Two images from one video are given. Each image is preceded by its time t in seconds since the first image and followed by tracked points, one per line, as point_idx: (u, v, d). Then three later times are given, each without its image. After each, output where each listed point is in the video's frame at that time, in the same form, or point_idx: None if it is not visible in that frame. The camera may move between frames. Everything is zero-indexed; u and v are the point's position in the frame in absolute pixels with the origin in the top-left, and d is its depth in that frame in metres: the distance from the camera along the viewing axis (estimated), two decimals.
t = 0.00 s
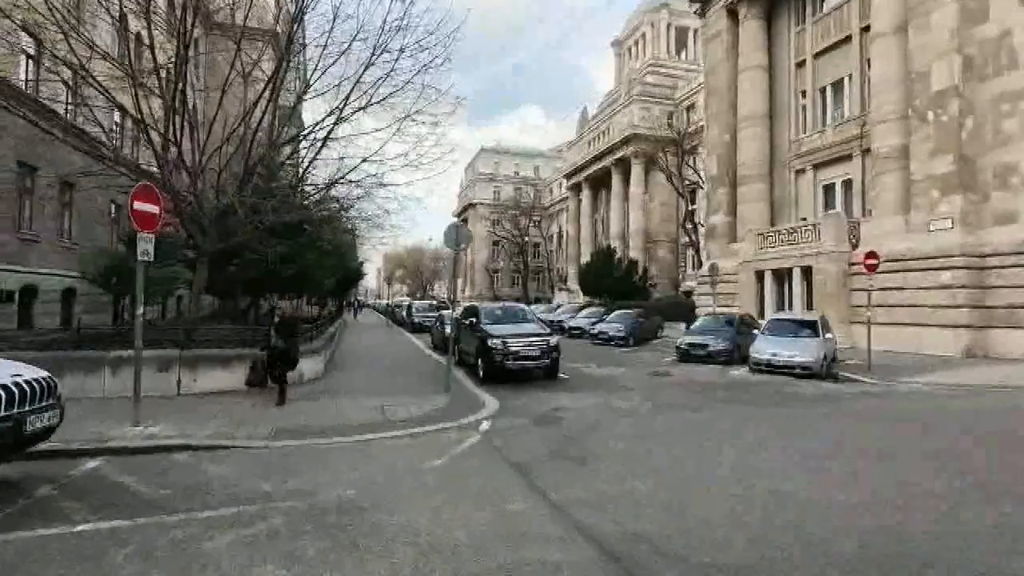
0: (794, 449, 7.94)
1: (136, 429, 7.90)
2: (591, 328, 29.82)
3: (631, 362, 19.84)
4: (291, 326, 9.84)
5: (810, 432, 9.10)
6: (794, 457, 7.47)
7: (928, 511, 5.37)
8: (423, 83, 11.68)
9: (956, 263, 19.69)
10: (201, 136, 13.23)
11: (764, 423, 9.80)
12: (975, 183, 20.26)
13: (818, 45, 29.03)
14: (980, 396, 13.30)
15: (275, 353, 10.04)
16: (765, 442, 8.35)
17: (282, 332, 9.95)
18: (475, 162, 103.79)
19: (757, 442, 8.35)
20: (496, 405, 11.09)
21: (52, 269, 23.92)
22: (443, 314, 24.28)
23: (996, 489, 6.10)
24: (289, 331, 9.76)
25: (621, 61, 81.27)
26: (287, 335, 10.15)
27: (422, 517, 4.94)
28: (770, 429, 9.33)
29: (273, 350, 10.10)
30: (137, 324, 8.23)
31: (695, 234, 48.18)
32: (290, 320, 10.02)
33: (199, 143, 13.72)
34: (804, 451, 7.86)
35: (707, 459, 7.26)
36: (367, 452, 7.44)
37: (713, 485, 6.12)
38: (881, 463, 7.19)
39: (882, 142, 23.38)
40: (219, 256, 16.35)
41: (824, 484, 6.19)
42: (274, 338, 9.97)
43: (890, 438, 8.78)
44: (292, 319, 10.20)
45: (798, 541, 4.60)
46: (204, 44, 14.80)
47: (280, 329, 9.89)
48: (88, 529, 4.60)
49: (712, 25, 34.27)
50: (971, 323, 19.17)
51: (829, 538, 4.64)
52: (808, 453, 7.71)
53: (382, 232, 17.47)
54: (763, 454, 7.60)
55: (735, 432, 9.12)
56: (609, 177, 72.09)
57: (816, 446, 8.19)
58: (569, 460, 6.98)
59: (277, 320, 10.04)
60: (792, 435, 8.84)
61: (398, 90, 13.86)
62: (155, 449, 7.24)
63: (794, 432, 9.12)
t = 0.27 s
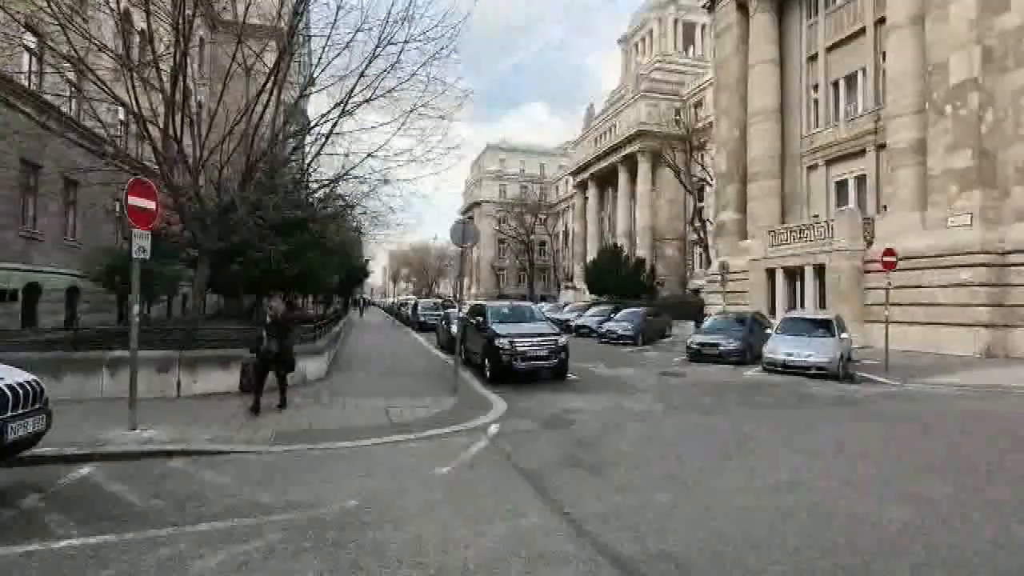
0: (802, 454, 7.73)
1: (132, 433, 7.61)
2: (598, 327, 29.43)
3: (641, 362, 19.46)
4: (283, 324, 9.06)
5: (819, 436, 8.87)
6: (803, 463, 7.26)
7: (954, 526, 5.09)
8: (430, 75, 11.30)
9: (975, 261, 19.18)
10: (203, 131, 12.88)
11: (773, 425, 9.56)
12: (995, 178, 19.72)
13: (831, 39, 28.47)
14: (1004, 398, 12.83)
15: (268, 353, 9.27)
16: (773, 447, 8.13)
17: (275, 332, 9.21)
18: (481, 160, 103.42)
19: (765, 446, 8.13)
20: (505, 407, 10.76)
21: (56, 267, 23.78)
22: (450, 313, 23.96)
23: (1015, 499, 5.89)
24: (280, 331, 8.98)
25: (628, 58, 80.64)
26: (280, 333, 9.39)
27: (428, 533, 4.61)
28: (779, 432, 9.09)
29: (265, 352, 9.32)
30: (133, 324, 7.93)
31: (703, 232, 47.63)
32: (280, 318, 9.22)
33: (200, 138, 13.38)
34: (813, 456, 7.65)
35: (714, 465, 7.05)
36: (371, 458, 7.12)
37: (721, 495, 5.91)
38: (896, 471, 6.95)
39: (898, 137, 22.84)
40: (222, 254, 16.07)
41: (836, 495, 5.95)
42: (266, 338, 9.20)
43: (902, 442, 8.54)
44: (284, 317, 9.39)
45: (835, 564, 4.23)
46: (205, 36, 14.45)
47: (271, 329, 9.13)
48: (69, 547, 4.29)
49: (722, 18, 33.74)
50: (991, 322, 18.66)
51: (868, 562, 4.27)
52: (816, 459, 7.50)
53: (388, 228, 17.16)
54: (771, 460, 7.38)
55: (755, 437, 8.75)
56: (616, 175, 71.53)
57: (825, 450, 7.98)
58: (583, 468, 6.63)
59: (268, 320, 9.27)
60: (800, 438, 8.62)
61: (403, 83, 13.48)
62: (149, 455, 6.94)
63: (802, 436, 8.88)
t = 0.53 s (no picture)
0: (830, 466, 7.19)
1: (118, 443, 7.10)
2: (609, 325, 28.76)
3: (655, 363, 18.79)
4: (267, 326, 7.99)
5: (847, 446, 8.31)
6: (832, 476, 6.74)
7: None
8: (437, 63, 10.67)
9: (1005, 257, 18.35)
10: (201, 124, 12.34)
11: (797, 434, 8.99)
12: None
13: (850, 28, 27.58)
14: None
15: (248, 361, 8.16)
16: (800, 457, 7.58)
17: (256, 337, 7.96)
18: (489, 157, 102.80)
19: (791, 457, 7.58)
20: (516, 412, 10.17)
21: (59, 265, 23.47)
22: (457, 312, 23.38)
23: None
24: (265, 334, 7.92)
25: (637, 53, 79.64)
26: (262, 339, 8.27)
27: (433, 568, 4.03)
28: (805, 441, 8.53)
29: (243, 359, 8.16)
30: (118, 325, 7.40)
31: (715, 228, 46.76)
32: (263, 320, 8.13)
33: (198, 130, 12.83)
34: (843, 468, 7.11)
35: (738, 479, 6.53)
36: (373, 471, 6.57)
37: (749, 513, 5.39)
38: (938, 486, 6.38)
39: (922, 129, 21.98)
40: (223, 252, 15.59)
41: (875, 514, 5.43)
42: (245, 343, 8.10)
43: (939, 453, 7.96)
44: (265, 320, 8.29)
45: None
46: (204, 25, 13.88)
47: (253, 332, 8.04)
48: None
49: (736, 9, 32.89)
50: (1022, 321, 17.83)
51: None
52: (847, 471, 6.96)
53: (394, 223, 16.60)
54: (799, 472, 6.84)
55: (786, 447, 8.11)
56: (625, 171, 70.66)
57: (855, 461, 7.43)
58: (604, 484, 6.03)
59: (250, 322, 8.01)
60: (828, 448, 8.07)
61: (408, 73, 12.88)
62: (133, 468, 6.42)
63: (830, 445, 8.32)
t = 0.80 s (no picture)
0: (847, 471, 6.91)
1: (110, 449, 6.82)
2: (615, 325, 28.41)
3: (663, 364, 18.44)
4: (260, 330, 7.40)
5: (864, 451, 8.01)
6: (851, 482, 6.45)
7: None
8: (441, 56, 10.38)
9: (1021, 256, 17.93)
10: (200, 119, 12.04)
11: (813, 438, 8.68)
12: None
13: (860, 24, 27.16)
14: None
15: (241, 371, 7.34)
16: (816, 462, 7.29)
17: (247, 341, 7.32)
18: (492, 156, 102.45)
19: (807, 462, 7.29)
20: (523, 416, 9.86)
21: (60, 264, 23.28)
22: (462, 312, 23.08)
23: None
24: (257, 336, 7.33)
25: (641, 51, 79.23)
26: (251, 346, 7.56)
27: None
28: (821, 445, 8.22)
29: (235, 368, 7.34)
30: (109, 326, 7.11)
31: (722, 227, 46.32)
32: (255, 325, 7.47)
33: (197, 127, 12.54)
34: (861, 474, 6.82)
35: (753, 485, 6.25)
36: (374, 480, 6.26)
37: (766, 524, 5.12)
38: (963, 494, 6.09)
39: (935, 126, 21.60)
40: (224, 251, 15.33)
41: (898, 523, 5.15)
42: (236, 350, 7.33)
43: (960, 459, 7.65)
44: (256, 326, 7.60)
45: None
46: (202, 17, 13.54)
47: (246, 338, 7.32)
48: None
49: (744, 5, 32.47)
50: None
51: None
52: (865, 477, 6.68)
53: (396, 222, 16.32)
54: (815, 479, 6.55)
55: (804, 453, 7.80)
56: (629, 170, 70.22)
57: (872, 467, 7.15)
58: (618, 495, 5.73)
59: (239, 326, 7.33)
60: (844, 453, 7.76)
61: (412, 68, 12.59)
62: (124, 477, 6.14)
63: (846, 450, 8.02)
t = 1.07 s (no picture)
0: (875, 479, 6.52)
1: (99, 457, 6.51)
2: (622, 325, 28.01)
3: (672, 364, 18.03)
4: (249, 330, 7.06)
5: (891, 456, 7.60)
6: (880, 491, 6.07)
7: None
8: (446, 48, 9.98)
9: None
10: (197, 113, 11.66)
11: (835, 442, 8.28)
12: None
13: (872, 18, 26.69)
14: None
15: (230, 374, 6.93)
16: (841, 469, 6.91)
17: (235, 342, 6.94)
18: (496, 154, 102.06)
19: (831, 469, 6.91)
20: (531, 420, 9.49)
21: (61, 263, 23.03)
22: (466, 311, 22.75)
23: None
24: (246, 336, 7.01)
25: (647, 48, 78.76)
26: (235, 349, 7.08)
27: None
28: (844, 450, 7.83)
29: (223, 371, 6.90)
30: (99, 327, 6.72)
31: (728, 226, 45.84)
32: (241, 326, 7.09)
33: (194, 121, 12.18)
34: (890, 482, 6.43)
35: (777, 494, 5.87)
36: (375, 490, 5.93)
37: (793, 538, 4.75)
38: (1002, 504, 5.70)
39: (950, 121, 21.15)
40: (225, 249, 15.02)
41: (937, 538, 4.77)
42: (223, 352, 6.92)
43: (989, 465, 7.27)
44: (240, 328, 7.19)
45: None
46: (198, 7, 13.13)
47: (234, 339, 6.94)
48: None
49: None
50: None
51: None
52: (891, 485, 6.31)
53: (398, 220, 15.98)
54: (842, 487, 6.16)
55: (826, 458, 7.45)
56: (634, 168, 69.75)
57: (898, 473, 6.78)
58: (635, 507, 5.38)
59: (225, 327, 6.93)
60: (871, 459, 7.37)
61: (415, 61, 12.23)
62: (113, 487, 5.82)
63: (871, 455, 7.63)
